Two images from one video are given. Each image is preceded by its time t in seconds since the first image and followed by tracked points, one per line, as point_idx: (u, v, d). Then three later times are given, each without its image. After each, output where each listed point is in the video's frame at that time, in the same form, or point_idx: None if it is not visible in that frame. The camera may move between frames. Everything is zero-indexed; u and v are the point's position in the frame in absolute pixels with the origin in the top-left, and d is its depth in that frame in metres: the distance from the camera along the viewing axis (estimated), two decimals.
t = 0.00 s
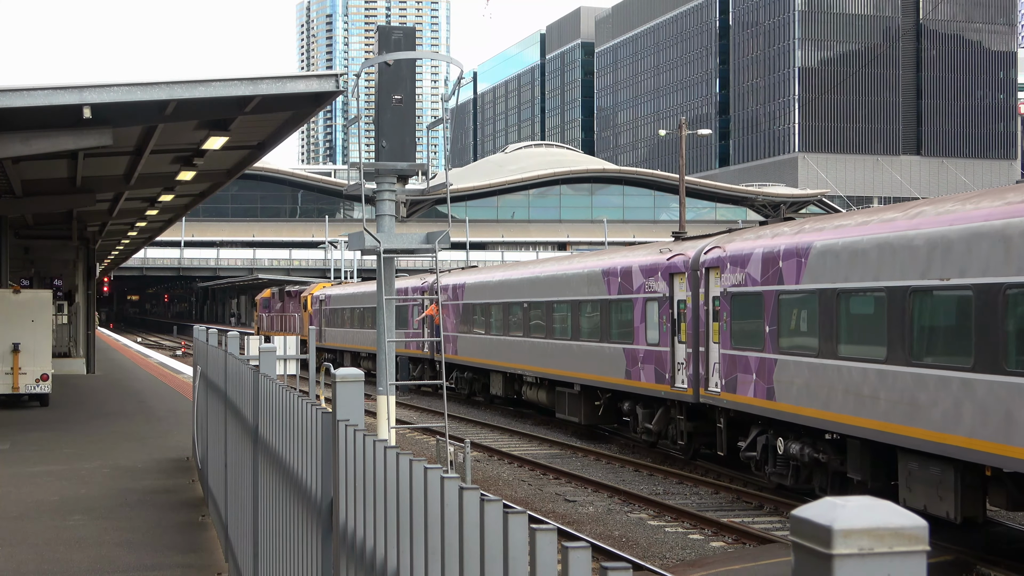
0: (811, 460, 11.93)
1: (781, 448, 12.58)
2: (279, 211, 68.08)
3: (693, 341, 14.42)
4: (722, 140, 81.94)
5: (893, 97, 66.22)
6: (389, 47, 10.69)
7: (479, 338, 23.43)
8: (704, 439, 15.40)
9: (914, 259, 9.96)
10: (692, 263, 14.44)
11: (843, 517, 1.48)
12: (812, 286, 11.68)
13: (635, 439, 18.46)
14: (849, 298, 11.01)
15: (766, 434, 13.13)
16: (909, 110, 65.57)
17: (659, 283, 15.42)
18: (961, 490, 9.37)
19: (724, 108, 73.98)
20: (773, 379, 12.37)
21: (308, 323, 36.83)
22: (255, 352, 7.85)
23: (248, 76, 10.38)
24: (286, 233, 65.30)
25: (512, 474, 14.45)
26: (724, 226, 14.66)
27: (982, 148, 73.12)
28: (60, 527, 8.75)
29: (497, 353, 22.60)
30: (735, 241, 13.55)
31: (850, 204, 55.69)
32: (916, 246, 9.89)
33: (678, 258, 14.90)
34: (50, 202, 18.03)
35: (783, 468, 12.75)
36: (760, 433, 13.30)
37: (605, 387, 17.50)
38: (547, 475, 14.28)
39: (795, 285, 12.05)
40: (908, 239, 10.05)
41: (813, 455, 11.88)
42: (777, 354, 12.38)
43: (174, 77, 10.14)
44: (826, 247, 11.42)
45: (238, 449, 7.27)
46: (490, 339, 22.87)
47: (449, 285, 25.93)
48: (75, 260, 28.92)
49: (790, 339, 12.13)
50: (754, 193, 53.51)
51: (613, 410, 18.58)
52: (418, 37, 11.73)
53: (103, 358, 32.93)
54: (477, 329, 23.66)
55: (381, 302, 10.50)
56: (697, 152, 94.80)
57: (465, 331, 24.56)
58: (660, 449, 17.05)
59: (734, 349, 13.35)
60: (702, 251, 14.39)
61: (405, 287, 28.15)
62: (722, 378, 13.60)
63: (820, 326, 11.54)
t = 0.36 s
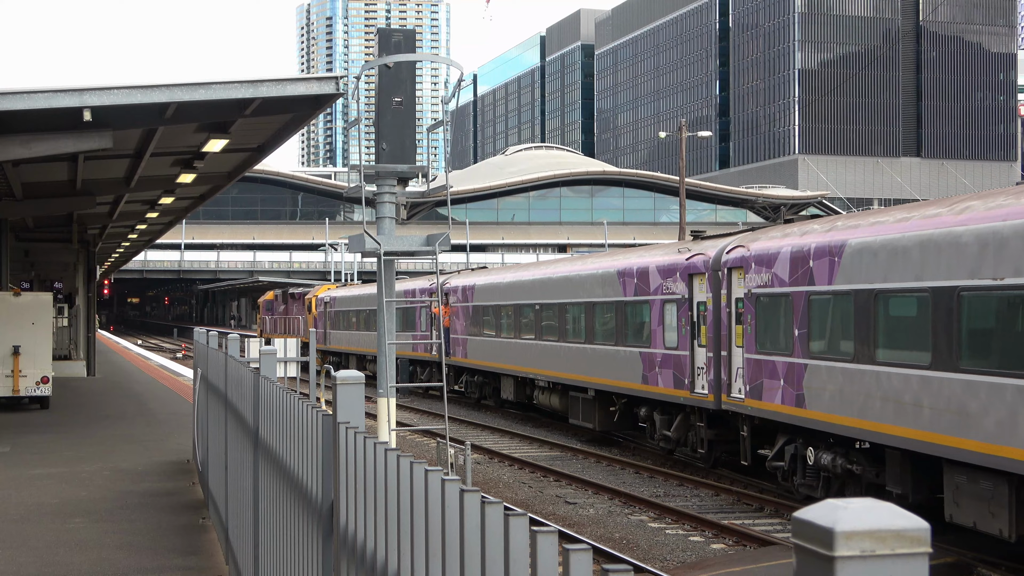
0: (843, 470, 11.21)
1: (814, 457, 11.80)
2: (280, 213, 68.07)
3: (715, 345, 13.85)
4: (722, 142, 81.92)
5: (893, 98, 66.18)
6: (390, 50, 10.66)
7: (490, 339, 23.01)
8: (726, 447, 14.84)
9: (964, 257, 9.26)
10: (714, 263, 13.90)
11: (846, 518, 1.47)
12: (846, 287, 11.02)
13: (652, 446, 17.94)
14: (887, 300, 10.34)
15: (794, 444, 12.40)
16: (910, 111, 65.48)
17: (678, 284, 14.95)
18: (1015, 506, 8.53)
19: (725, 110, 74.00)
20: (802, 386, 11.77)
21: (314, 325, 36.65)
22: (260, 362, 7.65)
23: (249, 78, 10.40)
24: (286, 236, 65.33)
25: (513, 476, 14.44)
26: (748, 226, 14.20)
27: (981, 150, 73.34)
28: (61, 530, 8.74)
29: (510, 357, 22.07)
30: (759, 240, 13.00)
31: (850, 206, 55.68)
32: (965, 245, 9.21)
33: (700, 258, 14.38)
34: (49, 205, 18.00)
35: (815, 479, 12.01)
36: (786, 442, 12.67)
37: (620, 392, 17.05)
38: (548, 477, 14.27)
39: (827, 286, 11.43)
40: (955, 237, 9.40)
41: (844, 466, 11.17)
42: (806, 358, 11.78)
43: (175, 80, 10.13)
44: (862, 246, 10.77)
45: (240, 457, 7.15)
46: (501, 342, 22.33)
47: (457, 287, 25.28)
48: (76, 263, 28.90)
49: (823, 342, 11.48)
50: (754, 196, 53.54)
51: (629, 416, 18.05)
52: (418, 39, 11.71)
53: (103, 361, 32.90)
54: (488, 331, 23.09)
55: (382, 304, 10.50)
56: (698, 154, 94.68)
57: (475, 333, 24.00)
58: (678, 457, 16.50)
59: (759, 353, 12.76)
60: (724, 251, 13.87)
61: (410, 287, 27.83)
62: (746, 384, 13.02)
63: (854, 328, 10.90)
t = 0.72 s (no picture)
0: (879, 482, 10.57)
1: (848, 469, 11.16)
2: (280, 215, 68.08)
3: (738, 349, 13.20)
4: (722, 144, 81.88)
5: (893, 100, 66.11)
6: (390, 52, 10.73)
7: (496, 344, 22.23)
8: (751, 455, 14.12)
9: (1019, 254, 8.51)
10: (738, 263, 13.25)
11: (847, 522, 1.47)
12: (886, 288, 10.32)
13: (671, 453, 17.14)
14: (932, 301, 9.65)
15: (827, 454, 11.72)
16: (909, 113, 65.39)
17: (700, 285, 14.25)
18: None
19: (724, 112, 73.98)
20: (836, 393, 11.07)
21: (319, 327, 36.40)
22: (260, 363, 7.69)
23: (250, 80, 10.41)
24: (286, 237, 65.39)
25: (513, 478, 14.44)
26: (772, 225, 13.55)
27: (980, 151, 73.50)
28: (62, 531, 8.75)
29: (520, 359, 21.14)
30: (788, 239, 12.31)
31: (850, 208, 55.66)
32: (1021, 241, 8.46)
33: (721, 257, 13.70)
34: (50, 207, 17.99)
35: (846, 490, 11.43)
36: (816, 451, 12.02)
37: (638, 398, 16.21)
38: (548, 479, 14.25)
39: (864, 287, 10.73)
40: (1007, 233, 8.66)
41: (881, 478, 10.54)
42: (841, 364, 11.09)
43: (176, 81, 10.14)
44: (904, 244, 10.06)
45: (239, 455, 7.22)
46: (511, 344, 21.40)
47: (467, 288, 24.23)
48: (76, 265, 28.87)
49: (860, 346, 10.78)
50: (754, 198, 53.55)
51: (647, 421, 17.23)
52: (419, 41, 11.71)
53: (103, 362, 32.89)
54: (497, 333, 22.12)
55: (383, 306, 10.53)
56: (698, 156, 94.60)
57: (485, 335, 22.98)
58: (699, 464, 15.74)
59: (787, 358, 12.09)
60: (748, 250, 13.19)
61: (415, 289, 27.40)
62: (773, 390, 12.32)
63: (894, 332, 10.20)
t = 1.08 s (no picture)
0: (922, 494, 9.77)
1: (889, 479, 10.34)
2: (281, 216, 68.15)
3: (764, 353, 12.47)
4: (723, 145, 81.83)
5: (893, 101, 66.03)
6: (391, 54, 10.63)
7: (509, 345, 21.75)
8: (777, 464, 13.34)
9: None
10: (763, 262, 12.54)
11: (847, 521, 1.47)
12: (934, 287, 9.53)
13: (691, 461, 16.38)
14: (984, 301, 8.88)
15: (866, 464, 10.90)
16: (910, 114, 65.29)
17: (722, 285, 13.50)
18: None
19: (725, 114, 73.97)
20: (875, 399, 10.32)
21: (325, 330, 36.12)
22: (259, 365, 7.75)
23: (251, 81, 10.39)
24: (288, 238, 65.49)
25: (514, 479, 14.47)
26: (800, 222, 12.85)
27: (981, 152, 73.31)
28: (64, 533, 8.76)
29: (534, 362, 20.55)
30: (818, 236, 11.58)
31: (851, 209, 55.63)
32: None
33: (745, 256, 12.99)
34: (51, 209, 18.02)
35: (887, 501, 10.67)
36: (850, 461, 11.24)
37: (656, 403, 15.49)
38: (549, 480, 14.27)
39: (906, 287, 9.96)
40: None
41: (924, 491, 9.72)
42: (879, 369, 10.35)
43: (177, 83, 10.17)
44: (953, 240, 9.28)
45: (239, 456, 7.28)
46: (525, 346, 20.80)
47: (479, 288, 23.71)
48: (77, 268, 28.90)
49: (901, 350, 10.01)
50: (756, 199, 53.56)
51: (665, 427, 16.50)
52: (420, 42, 11.64)
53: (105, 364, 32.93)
54: (510, 335, 21.55)
55: (384, 307, 10.50)
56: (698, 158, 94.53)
57: (497, 337, 22.44)
58: (721, 472, 14.98)
59: (819, 362, 11.33)
60: (775, 248, 12.48)
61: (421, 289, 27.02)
62: (803, 396, 11.59)
63: (942, 335, 9.44)
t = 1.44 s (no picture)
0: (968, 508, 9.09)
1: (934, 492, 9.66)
2: (282, 216, 68.19)
3: (793, 357, 11.80)
4: (724, 146, 81.80)
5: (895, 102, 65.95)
6: (392, 54, 10.58)
7: (519, 347, 21.16)
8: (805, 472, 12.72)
9: None
10: (792, 261, 11.88)
11: (847, 523, 1.47)
12: (983, 287, 8.86)
13: (712, 467, 15.78)
14: None
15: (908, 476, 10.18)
16: (912, 115, 65.22)
17: (748, 285, 12.84)
18: None
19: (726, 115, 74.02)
20: (917, 407, 9.64)
21: (330, 330, 35.88)
22: (260, 365, 7.75)
23: (252, 81, 10.39)
24: (288, 238, 65.49)
25: (515, 480, 14.47)
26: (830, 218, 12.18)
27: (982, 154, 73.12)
28: (65, 532, 8.77)
29: (547, 364, 19.97)
30: (854, 234, 10.94)
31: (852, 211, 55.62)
32: None
33: (773, 254, 12.34)
34: (52, 209, 18.05)
35: (930, 517, 10.01)
36: (888, 472, 10.57)
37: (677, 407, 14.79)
38: (550, 481, 14.27)
39: (952, 287, 9.27)
40: None
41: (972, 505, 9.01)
42: (922, 374, 9.68)
43: (178, 83, 10.19)
44: (1005, 235, 8.60)
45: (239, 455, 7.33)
46: (538, 348, 20.23)
47: (490, 288, 23.04)
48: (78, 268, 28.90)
49: (947, 354, 9.34)
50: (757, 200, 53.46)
51: (685, 432, 15.87)
52: (421, 43, 11.62)
53: (105, 364, 32.97)
54: (522, 336, 20.95)
55: (385, 307, 10.49)
56: (700, 159, 94.51)
57: (509, 338, 21.85)
58: (744, 480, 14.36)
59: (854, 366, 10.69)
60: (806, 246, 11.84)
61: (428, 288, 26.82)
62: (836, 403, 10.95)
63: (994, 337, 8.76)
